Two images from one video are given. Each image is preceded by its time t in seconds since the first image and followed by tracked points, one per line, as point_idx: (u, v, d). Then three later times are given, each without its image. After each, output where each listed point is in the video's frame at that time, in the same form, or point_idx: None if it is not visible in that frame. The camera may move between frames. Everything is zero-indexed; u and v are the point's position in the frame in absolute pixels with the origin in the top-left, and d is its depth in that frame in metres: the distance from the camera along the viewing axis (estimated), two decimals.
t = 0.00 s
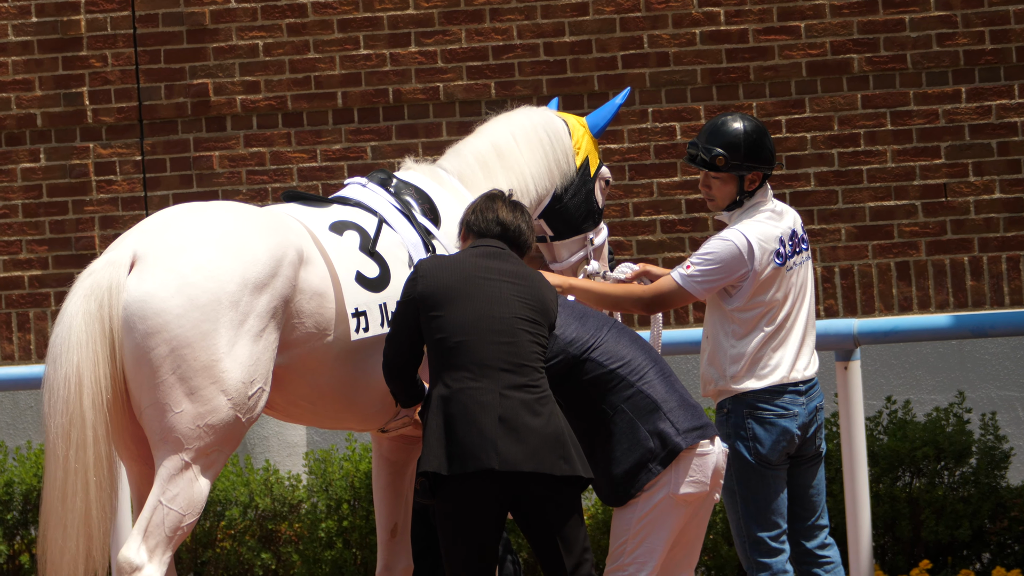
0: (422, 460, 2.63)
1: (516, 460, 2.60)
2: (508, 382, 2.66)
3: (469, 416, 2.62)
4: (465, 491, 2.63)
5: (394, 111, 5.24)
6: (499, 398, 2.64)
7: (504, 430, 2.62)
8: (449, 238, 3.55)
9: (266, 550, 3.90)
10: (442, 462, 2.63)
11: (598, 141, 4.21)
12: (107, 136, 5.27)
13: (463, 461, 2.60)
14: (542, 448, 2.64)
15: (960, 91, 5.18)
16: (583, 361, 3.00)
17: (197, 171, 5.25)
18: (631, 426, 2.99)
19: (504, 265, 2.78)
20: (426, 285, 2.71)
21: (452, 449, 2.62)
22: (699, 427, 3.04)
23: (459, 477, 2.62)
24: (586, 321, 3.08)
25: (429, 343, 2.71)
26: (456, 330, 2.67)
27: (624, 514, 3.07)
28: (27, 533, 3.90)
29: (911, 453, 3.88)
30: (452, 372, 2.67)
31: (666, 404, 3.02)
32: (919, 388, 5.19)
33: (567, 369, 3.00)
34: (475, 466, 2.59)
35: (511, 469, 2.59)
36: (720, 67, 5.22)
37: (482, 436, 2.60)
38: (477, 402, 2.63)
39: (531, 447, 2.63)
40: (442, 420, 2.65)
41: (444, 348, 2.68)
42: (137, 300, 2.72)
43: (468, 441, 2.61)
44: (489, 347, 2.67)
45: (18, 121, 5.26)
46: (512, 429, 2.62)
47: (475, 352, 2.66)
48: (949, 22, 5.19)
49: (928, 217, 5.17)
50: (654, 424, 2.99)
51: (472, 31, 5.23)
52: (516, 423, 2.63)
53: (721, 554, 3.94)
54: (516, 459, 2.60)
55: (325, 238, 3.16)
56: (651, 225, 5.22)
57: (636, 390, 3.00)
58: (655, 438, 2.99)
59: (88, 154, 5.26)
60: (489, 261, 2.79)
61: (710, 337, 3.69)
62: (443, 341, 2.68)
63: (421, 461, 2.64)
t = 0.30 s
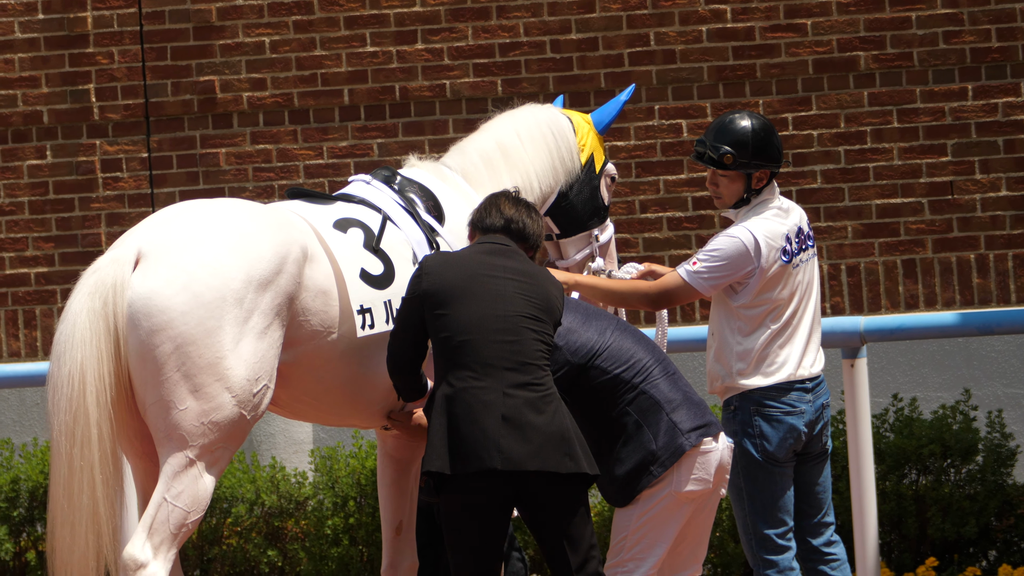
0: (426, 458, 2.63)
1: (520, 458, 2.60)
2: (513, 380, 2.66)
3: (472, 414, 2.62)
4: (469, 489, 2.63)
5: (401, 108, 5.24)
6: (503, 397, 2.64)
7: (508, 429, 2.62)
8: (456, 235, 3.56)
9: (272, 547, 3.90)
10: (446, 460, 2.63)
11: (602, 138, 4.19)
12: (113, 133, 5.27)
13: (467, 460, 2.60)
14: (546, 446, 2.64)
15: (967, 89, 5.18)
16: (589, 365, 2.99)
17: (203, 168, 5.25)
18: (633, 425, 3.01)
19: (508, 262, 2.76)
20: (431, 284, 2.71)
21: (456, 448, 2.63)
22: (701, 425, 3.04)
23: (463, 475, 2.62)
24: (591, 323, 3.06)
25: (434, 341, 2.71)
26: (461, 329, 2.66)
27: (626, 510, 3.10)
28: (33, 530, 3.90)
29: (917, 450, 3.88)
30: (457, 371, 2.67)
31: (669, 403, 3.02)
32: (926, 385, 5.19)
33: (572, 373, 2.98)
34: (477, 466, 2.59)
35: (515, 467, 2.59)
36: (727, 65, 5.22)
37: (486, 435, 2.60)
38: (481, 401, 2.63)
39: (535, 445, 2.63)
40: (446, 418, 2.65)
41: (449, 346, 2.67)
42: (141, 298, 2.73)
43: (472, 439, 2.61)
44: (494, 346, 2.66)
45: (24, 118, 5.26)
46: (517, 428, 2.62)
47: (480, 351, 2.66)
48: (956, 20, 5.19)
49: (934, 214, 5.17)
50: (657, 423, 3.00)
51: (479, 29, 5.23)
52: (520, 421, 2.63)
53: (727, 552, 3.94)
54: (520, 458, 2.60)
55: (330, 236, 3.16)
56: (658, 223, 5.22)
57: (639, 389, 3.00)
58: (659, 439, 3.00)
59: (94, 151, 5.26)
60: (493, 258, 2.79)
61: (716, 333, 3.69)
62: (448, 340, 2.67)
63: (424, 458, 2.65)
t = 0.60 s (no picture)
0: (440, 451, 2.63)
1: (535, 453, 2.60)
2: (526, 374, 2.65)
3: (486, 408, 2.62)
4: (484, 483, 2.63)
5: (409, 101, 5.24)
6: (518, 391, 2.63)
7: (522, 423, 2.62)
8: (459, 227, 3.51)
9: (279, 540, 3.90)
10: (460, 453, 2.62)
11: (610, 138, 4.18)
12: (121, 125, 5.26)
13: (481, 453, 2.60)
14: (561, 440, 2.64)
15: (975, 83, 5.18)
16: (594, 366, 3.00)
17: (211, 161, 5.25)
18: (641, 422, 3.01)
19: (519, 258, 2.77)
20: (442, 278, 2.71)
21: (471, 442, 2.62)
22: (708, 418, 3.04)
23: (477, 469, 2.61)
24: (595, 322, 3.07)
25: (446, 335, 2.70)
26: (473, 323, 2.66)
27: (632, 504, 3.10)
28: (40, 523, 3.91)
29: (925, 444, 3.88)
30: (470, 365, 2.67)
31: (678, 400, 3.03)
32: (933, 379, 5.19)
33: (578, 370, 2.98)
34: (492, 460, 2.59)
35: (530, 461, 2.59)
36: (735, 59, 5.22)
37: (502, 429, 2.60)
38: (495, 395, 2.62)
39: (551, 439, 2.62)
40: (459, 412, 2.65)
41: (461, 340, 2.67)
42: (147, 291, 2.74)
43: (487, 434, 2.60)
44: (506, 340, 2.66)
45: (32, 110, 5.26)
46: (531, 421, 2.62)
47: (492, 345, 2.65)
48: (964, 14, 5.18)
49: (942, 209, 5.17)
50: (665, 420, 3.00)
51: (487, 22, 5.23)
52: (535, 415, 2.63)
53: (734, 545, 3.95)
54: (535, 452, 2.60)
55: (333, 229, 3.16)
56: (666, 216, 5.22)
57: (647, 387, 3.01)
58: (665, 433, 3.00)
59: (102, 144, 5.26)
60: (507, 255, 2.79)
61: (722, 328, 3.69)
62: (460, 334, 2.67)
63: (438, 452, 2.64)
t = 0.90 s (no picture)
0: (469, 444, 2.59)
1: (568, 442, 2.59)
2: (551, 365, 2.66)
3: (516, 397, 2.60)
4: (516, 474, 2.61)
5: (428, 94, 5.23)
6: (545, 381, 2.63)
7: (554, 413, 2.61)
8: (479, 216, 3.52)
9: (297, 532, 3.91)
10: (489, 446, 2.60)
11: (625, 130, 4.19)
12: (139, 118, 5.26)
13: (514, 444, 2.57)
14: (590, 429, 2.63)
15: (993, 77, 5.17)
16: (610, 363, 2.99)
17: (230, 153, 5.24)
18: (659, 416, 3.01)
19: (536, 251, 2.77)
20: (462, 271, 2.69)
21: (502, 435, 2.60)
22: (723, 411, 3.04)
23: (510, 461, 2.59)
24: (610, 316, 3.07)
25: (467, 329, 2.69)
26: (497, 315, 2.65)
27: (648, 498, 3.10)
28: (59, 514, 3.92)
29: (943, 438, 3.88)
30: (494, 359, 2.65)
31: (696, 392, 3.03)
32: (951, 373, 5.19)
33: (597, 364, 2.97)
34: (526, 450, 2.57)
35: (565, 451, 2.58)
36: (753, 52, 5.21)
37: (534, 418, 2.59)
38: (524, 386, 2.61)
39: (582, 426, 2.62)
40: (487, 404, 2.63)
41: (484, 333, 2.66)
42: (164, 283, 2.74)
43: (518, 424, 2.58)
44: (529, 332, 2.66)
45: (50, 102, 5.25)
46: (562, 411, 2.62)
47: (516, 336, 2.65)
48: (982, 8, 5.18)
49: (960, 202, 5.17)
50: (683, 412, 3.00)
51: (506, 15, 5.23)
52: (565, 403, 2.62)
53: (753, 539, 3.96)
54: (569, 441, 2.59)
55: (352, 221, 3.16)
56: (684, 210, 5.22)
57: (664, 381, 3.01)
58: (681, 427, 2.99)
59: (120, 136, 5.26)
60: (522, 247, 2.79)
61: (740, 322, 3.69)
62: (484, 326, 2.66)
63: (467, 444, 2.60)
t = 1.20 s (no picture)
0: (487, 447, 2.57)
1: (584, 438, 2.58)
2: (561, 359, 2.63)
3: (529, 395, 2.58)
4: (535, 472, 2.60)
5: (446, 88, 5.23)
6: (556, 376, 2.62)
7: (568, 409, 2.59)
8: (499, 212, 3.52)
9: (315, 527, 3.92)
10: (506, 446, 2.58)
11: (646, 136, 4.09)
12: (158, 112, 5.26)
13: (531, 443, 2.56)
14: (606, 422, 2.62)
15: (1011, 72, 5.18)
16: (625, 353, 3.00)
17: (248, 148, 5.25)
18: (673, 409, 3.01)
19: (536, 244, 2.75)
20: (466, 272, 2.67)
21: (518, 434, 2.58)
22: (739, 405, 3.03)
23: (527, 460, 2.58)
24: (626, 308, 3.06)
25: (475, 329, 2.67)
26: (503, 313, 2.63)
27: (664, 492, 3.10)
28: (76, 508, 3.93)
29: (960, 433, 3.89)
30: (507, 357, 2.63)
31: (710, 384, 3.03)
32: (969, 368, 5.19)
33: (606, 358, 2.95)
34: (544, 448, 2.55)
35: (580, 447, 2.57)
36: (771, 47, 5.22)
37: (547, 415, 2.57)
38: (536, 383, 2.59)
39: (596, 419, 2.61)
40: (501, 403, 2.61)
41: (493, 333, 2.64)
42: (184, 278, 2.74)
43: (533, 422, 2.57)
44: (536, 328, 2.63)
45: (69, 96, 5.25)
46: (575, 407, 2.60)
47: (524, 334, 2.63)
48: (1000, 4, 5.19)
49: (978, 197, 5.18)
50: (696, 404, 3.00)
51: (524, 10, 5.23)
52: (577, 398, 2.61)
53: (771, 534, 3.98)
54: (585, 437, 2.58)
55: (374, 216, 3.17)
56: (702, 205, 5.22)
57: (677, 374, 3.00)
58: (696, 421, 2.99)
59: (138, 130, 5.25)
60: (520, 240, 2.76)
61: (756, 316, 3.69)
62: (493, 326, 2.63)
63: (485, 446, 2.58)
